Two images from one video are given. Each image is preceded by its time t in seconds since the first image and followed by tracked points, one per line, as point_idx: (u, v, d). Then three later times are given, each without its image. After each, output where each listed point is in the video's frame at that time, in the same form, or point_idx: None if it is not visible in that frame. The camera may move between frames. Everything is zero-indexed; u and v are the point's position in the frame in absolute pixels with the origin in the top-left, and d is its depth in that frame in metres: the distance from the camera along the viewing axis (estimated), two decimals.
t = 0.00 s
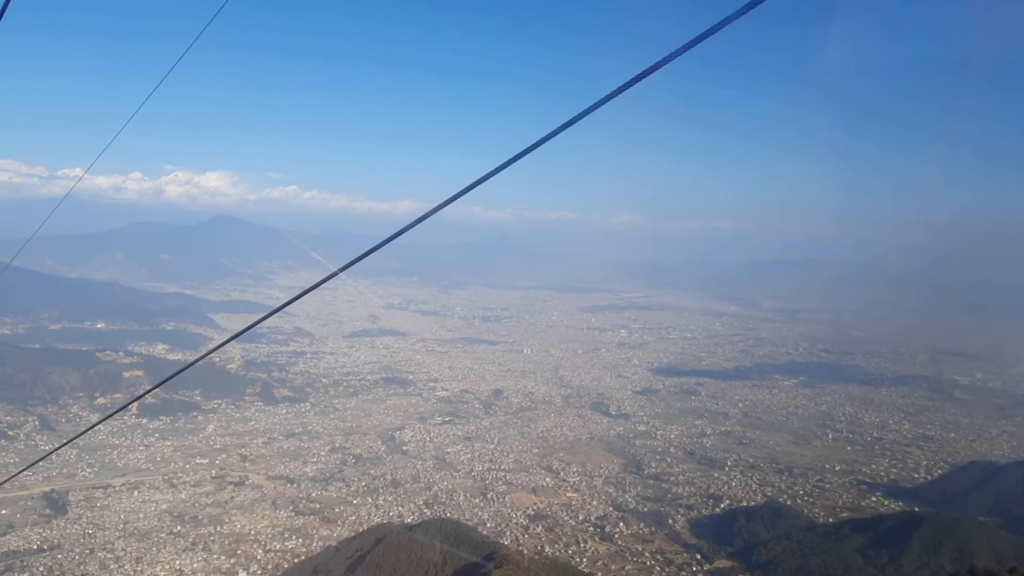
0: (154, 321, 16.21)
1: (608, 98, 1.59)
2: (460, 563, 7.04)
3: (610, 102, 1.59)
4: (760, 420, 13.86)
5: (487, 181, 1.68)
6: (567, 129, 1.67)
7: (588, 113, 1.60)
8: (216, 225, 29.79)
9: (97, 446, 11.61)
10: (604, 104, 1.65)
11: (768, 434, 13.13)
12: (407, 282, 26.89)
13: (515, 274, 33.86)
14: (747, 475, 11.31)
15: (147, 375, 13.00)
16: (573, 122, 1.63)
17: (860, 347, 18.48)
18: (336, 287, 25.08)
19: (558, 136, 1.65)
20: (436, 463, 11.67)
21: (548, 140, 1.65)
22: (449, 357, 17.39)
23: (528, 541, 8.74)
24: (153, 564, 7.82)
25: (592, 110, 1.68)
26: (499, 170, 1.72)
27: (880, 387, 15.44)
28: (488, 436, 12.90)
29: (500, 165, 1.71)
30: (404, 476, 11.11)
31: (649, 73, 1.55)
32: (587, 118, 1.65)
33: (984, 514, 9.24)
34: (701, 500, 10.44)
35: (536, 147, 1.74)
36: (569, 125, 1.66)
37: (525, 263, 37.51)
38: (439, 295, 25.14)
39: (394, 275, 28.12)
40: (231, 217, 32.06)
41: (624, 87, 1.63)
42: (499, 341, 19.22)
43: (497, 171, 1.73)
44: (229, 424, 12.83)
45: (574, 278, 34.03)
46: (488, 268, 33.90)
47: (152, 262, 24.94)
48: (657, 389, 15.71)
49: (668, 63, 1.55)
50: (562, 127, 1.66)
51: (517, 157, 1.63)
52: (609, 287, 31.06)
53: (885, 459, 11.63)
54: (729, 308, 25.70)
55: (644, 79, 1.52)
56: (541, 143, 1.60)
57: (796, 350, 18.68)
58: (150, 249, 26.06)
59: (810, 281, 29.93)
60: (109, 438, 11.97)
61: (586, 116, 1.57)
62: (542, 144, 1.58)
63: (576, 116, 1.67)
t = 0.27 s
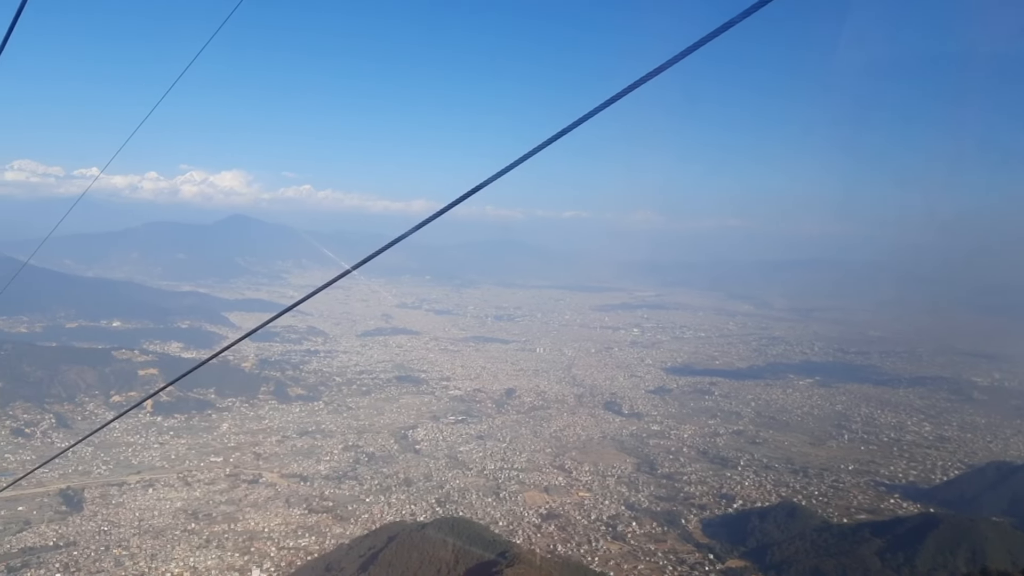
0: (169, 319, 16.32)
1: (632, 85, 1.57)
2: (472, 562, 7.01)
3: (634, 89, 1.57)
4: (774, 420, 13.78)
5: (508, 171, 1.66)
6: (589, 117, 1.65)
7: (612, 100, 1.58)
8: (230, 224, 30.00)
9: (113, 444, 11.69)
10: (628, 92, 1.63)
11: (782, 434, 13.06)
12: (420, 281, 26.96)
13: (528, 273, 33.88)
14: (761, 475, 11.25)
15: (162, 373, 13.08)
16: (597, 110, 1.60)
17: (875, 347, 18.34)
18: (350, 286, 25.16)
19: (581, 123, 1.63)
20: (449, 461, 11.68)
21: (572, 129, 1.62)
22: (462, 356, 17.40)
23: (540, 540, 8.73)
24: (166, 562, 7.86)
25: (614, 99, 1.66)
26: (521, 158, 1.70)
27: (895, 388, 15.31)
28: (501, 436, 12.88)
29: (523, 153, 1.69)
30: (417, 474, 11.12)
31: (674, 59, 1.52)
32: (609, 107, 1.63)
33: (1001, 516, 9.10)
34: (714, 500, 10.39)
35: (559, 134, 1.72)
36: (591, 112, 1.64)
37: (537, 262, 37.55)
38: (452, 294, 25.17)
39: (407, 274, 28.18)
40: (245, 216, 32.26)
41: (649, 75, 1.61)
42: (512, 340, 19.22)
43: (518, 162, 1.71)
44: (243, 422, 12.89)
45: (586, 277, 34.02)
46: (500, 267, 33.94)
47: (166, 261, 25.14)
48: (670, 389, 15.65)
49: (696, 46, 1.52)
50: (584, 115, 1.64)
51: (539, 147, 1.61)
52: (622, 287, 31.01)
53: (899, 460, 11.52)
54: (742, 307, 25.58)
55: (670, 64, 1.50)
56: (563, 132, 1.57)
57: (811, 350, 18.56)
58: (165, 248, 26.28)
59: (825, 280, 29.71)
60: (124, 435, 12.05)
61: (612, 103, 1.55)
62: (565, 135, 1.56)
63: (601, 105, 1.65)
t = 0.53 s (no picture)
0: (184, 320, 16.44)
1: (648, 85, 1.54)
2: (485, 562, 6.99)
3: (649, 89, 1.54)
4: (789, 421, 13.69)
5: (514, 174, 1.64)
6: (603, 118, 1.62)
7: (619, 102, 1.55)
8: (245, 225, 30.23)
9: (128, 444, 11.78)
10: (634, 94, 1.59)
11: (797, 436, 12.96)
12: (432, 282, 27.02)
13: (540, 273, 33.89)
14: (775, 477, 11.17)
15: (177, 374, 13.16)
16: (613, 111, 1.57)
17: (890, 348, 18.16)
18: (363, 287, 25.26)
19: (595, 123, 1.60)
20: (461, 462, 11.68)
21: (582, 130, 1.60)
22: (475, 356, 17.41)
23: (553, 541, 8.70)
24: (181, 561, 7.90)
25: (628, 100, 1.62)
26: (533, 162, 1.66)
27: (910, 389, 15.15)
28: (514, 436, 12.87)
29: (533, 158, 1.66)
30: (429, 475, 11.13)
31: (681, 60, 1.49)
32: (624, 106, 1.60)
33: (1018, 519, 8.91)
34: (728, 502, 10.32)
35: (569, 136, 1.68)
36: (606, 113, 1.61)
37: (550, 263, 37.59)
38: (465, 295, 25.20)
39: (419, 275, 28.28)
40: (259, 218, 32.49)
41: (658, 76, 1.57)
42: (524, 341, 19.21)
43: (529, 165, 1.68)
44: (257, 422, 12.95)
45: (600, 278, 34.01)
46: (512, 267, 33.97)
47: (182, 262, 25.35)
48: (683, 390, 15.58)
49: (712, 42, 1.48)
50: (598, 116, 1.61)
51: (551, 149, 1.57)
52: (634, 287, 30.94)
53: (914, 461, 11.39)
54: (757, 308, 25.44)
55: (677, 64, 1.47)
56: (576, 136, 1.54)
57: (825, 351, 18.42)
58: (181, 249, 26.52)
59: (840, 281, 29.45)
60: (140, 435, 12.13)
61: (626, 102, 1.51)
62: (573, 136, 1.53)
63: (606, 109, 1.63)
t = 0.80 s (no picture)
0: (197, 320, 16.54)
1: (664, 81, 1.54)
2: (497, 562, 6.98)
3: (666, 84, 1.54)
4: (802, 423, 13.61)
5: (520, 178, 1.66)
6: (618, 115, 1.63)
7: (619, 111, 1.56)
8: (258, 226, 30.41)
9: (143, 443, 11.85)
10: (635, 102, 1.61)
11: (810, 437, 12.89)
12: (444, 282, 27.08)
13: (552, 274, 33.92)
14: (788, 478, 11.10)
15: (191, 373, 13.24)
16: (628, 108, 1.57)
17: (905, 349, 18.02)
18: (375, 287, 25.33)
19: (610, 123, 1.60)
20: (473, 462, 11.68)
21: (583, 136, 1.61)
22: (487, 357, 17.42)
23: (564, 542, 8.68)
24: (195, 560, 7.94)
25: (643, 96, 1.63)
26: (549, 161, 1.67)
27: (924, 390, 15.03)
28: (525, 437, 12.86)
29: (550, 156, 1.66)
30: (441, 475, 11.14)
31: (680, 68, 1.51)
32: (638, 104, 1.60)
33: None
34: (741, 504, 10.27)
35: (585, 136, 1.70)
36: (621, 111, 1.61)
37: (562, 264, 37.62)
38: (477, 296, 25.23)
39: (431, 275, 28.35)
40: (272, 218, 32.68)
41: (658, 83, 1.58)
42: (536, 341, 19.21)
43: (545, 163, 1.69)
44: (270, 422, 13.00)
45: (612, 278, 34.00)
46: (524, 268, 34.01)
47: (195, 262, 25.52)
48: (696, 391, 15.53)
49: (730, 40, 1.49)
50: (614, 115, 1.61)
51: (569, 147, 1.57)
52: (647, 288, 30.91)
53: (928, 462, 11.29)
54: (770, 309, 25.31)
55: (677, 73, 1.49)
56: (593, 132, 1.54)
57: (839, 352, 18.32)
58: (194, 249, 26.70)
59: (853, 281, 29.27)
60: (154, 435, 12.20)
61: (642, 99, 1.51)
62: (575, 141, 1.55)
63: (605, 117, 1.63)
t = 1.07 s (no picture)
0: (214, 321, 16.66)
1: (673, 84, 1.59)
2: (512, 565, 6.96)
3: (675, 87, 1.60)
4: (819, 426, 13.50)
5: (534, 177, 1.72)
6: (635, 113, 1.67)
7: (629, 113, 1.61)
8: (273, 228, 30.63)
9: (160, 444, 11.93)
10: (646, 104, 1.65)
11: (827, 441, 12.78)
12: (459, 284, 27.12)
13: (566, 276, 33.91)
14: (806, 483, 11.00)
15: (208, 374, 13.33)
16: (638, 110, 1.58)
17: (923, 352, 17.82)
18: (390, 290, 25.39)
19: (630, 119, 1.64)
20: (488, 465, 11.68)
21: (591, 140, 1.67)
22: (502, 359, 17.41)
23: (579, 545, 8.64)
24: (212, 560, 7.98)
25: (650, 100, 1.68)
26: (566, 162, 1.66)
27: (941, 393, 14.86)
28: (540, 439, 12.84)
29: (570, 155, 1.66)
30: (456, 477, 11.13)
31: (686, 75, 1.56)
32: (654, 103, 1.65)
33: None
34: (757, 508, 10.19)
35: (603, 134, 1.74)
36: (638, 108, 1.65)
37: (577, 266, 37.62)
38: (491, 298, 25.24)
39: (446, 277, 28.42)
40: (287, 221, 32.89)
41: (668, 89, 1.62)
42: (551, 343, 19.18)
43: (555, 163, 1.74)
44: (286, 423, 13.06)
45: (627, 280, 33.94)
46: (538, 270, 34.02)
47: (212, 264, 25.72)
48: (712, 394, 15.45)
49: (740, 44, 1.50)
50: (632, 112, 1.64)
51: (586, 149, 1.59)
52: (662, 290, 30.84)
53: (944, 466, 11.15)
54: (787, 312, 25.12)
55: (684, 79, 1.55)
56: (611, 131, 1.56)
57: (856, 355, 18.16)
58: (211, 252, 26.92)
59: (870, 283, 29.00)
60: (171, 435, 12.29)
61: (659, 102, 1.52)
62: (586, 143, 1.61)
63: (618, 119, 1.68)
